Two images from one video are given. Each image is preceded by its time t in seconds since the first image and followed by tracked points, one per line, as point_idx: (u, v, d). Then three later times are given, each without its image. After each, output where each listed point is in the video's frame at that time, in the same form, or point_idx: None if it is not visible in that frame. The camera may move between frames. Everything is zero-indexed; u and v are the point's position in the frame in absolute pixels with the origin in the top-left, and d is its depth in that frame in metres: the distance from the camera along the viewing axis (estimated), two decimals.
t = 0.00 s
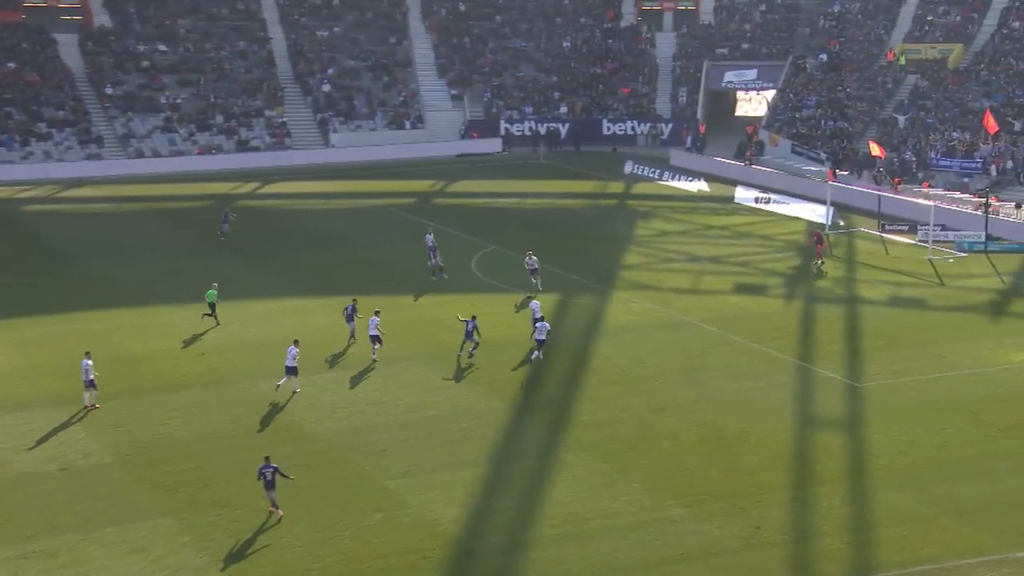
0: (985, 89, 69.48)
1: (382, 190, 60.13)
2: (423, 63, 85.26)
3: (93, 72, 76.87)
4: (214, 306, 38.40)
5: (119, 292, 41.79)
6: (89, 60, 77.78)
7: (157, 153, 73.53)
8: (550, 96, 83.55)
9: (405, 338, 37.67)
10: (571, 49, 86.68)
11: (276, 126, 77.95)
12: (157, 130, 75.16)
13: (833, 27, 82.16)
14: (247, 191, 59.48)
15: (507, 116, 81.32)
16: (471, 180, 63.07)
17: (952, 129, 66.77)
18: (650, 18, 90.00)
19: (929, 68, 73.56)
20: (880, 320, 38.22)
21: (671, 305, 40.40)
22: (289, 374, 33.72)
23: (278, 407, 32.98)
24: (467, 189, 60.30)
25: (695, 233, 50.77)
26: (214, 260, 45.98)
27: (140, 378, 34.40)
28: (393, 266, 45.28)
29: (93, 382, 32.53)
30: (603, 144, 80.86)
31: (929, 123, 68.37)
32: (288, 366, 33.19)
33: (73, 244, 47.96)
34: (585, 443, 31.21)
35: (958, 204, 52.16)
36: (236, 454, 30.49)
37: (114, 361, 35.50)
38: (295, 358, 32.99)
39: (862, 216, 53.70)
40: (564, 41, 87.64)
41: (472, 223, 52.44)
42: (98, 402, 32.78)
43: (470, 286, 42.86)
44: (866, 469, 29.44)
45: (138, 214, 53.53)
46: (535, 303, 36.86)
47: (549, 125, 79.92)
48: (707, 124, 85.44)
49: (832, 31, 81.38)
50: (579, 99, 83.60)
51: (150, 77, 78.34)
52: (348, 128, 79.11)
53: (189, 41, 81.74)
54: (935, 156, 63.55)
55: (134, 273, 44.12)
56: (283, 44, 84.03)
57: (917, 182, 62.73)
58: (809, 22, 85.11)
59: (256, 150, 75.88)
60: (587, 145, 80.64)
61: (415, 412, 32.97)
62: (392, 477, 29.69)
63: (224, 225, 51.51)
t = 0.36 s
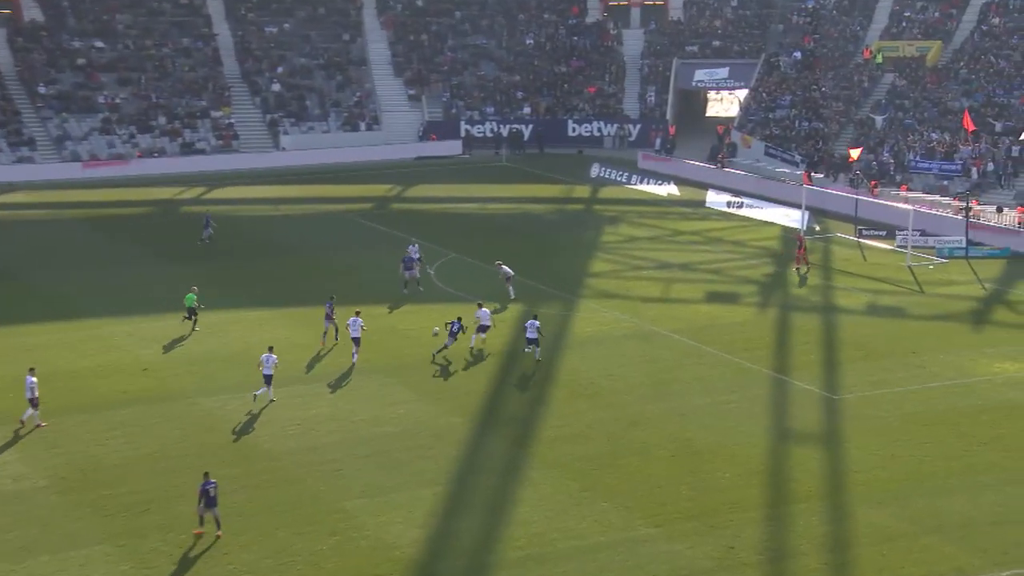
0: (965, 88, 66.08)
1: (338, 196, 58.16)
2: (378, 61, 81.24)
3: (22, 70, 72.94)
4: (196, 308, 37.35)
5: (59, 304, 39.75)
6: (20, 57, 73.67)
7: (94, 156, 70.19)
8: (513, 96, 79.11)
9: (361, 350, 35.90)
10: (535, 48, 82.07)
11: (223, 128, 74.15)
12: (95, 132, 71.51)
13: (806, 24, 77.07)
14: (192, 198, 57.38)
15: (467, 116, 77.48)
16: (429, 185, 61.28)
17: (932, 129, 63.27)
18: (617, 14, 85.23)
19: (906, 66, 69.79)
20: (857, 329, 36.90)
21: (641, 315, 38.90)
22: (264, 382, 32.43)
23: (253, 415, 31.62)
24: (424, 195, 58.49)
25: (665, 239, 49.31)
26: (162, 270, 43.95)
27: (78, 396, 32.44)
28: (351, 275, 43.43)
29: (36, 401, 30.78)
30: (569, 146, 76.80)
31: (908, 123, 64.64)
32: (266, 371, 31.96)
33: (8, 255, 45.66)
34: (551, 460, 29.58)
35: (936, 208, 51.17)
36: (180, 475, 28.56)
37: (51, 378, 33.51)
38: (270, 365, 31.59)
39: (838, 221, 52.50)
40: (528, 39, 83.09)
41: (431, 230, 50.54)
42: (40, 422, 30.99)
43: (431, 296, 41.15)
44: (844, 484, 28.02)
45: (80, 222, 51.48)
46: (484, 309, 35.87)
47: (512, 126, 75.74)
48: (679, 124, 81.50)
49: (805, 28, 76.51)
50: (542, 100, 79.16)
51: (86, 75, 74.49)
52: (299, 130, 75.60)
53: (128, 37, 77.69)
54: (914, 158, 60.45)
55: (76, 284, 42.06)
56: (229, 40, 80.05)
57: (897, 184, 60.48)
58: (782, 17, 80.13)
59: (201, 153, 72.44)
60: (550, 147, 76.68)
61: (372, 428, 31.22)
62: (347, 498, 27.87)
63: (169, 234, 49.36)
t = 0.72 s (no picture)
0: (949, 87, 64.06)
1: (293, 201, 56.44)
2: (335, 60, 78.65)
3: None
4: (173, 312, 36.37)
5: None
6: None
7: (28, 159, 66.94)
8: (477, 96, 76.93)
9: (318, 364, 34.08)
10: (499, 44, 80.30)
11: (169, 129, 70.81)
12: (30, 134, 68.05)
13: (784, 19, 75.78)
14: (135, 203, 55.45)
15: (429, 118, 75.27)
16: (388, 189, 59.62)
17: (915, 130, 61.45)
18: (588, 11, 83.34)
19: (888, 65, 67.64)
20: (838, 340, 35.49)
21: (613, 326, 37.35)
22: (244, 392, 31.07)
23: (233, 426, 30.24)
24: (384, 200, 56.89)
25: (636, 246, 47.81)
26: (110, 280, 42.00)
27: (13, 416, 30.42)
28: (309, 285, 41.65)
29: None
30: (537, 149, 74.62)
31: (890, 124, 62.55)
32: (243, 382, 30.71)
33: None
34: (518, 480, 27.81)
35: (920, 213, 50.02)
36: (121, 501, 26.54)
37: None
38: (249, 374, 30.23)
39: (818, 227, 51.18)
40: (492, 35, 81.02)
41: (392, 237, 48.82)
42: None
43: (393, 306, 39.43)
44: (826, 504, 26.41)
45: (21, 230, 49.43)
46: (454, 310, 34.27)
47: (476, 128, 73.66)
48: (651, 124, 79.58)
49: (782, 24, 75.28)
50: (508, 99, 76.96)
51: (20, 73, 70.75)
52: (249, 131, 72.40)
53: (65, 33, 74.07)
54: (896, 161, 58.75)
55: (18, 296, 40.07)
56: (175, 37, 76.77)
57: (879, 188, 58.95)
58: (759, 13, 78.43)
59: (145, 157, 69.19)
60: (517, 150, 74.62)
61: (328, 447, 29.35)
62: (301, 522, 25.92)
63: (115, 243, 47.34)
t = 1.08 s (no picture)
0: (935, 84, 61.81)
1: (246, 207, 54.28)
2: (288, 54, 73.27)
3: None
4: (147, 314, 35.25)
5: None
6: None
7: None
8: (440, 95, 71.20)
9: (273, 378, 32.30)
10: (463, 39, 74.55)
11: (111, 129, 64.89)
12: None
13: (763, 14, 72.89)
14: (72, 209, 52.99)
15: (388, 117, 69.79)
16: (347, 194, 57.51)
17: (900, 130, 59.60)
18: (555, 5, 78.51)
19: (872, 60, 66.04)
20: (821, 350, 34.11)
21: (585, 337, 35.79)
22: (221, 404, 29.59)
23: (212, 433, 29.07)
24: (337, 204, 54.94)
25: (609, 253, 46.20)
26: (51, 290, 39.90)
27: None
28: (265, 294, 39.79)
29: None
30: (503, 150, 69.88)
31: (874, 123, 61.03)
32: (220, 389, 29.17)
33: None
34: (486, 499, 26.14)
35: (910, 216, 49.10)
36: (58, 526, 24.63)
37: None
38: (226, 380, 29.12)
39: (800, 231, 49.80)
40: (456, 31, 75.56)
41: (349, 244, 46.89)
42: None
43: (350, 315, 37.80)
44: (811, 523, 24.89)
45: None
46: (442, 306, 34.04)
47: (440, 128, 68.57)
48: (623, 122, 77.27)
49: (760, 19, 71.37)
50: (473, 97, 71.34)
51: None
52: (198, 132, 66.79)
53: None
54: (882, 162, 57.37)
55: None
56: (116, 31, 70.67)
57: (863, 191, 57.33)
58: (737, 7, 75.58)
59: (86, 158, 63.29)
60: (481, 151, 69.62)
61: (284, 467, 27.59)
62: (253, 546, 24.10)
63: (56, 252, 45.05)
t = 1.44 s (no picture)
0: (941, 79, 60.32)
1: (217, 209, 52.72)
2: (258, 47, 71.64)
3: None
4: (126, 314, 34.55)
5: None
6: None
7: None
8: (420, 91, 69.62)
9: (244, 391, 30.69)
10: (445, 32, 72.71)
11: (70, 126, 62.98)
12: None
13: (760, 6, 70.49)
14: (31, 211, 51.35)
15: (366, 115, 68.32)
16: (322, 195, 55.96)
17: (904, 128, 58.16)
18: None
19: (874, 53, 63.81)
20: (821, 360, 32.69)
21: (574, 346, 34.31)
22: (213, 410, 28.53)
23: (202, 441, 27.90)
24: (314, 206, 53.50)
25: (598, 257, 44.76)
26: (14, 297, 38.30)
27: None
28: (240, 302, 38.20)
29: None
30: (488, 149, 68.09)
31: (877, 120, 59.39)
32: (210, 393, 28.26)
33: None
34: (468, 517, 24.54)
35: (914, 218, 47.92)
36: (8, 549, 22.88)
37: None
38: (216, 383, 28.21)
39: (799, 234, 48.41)
40: (437, 23, 73.58)
41: (330, 248, 45.35)
42: None
43: (325, 323, 36.27)
44: (812, 540, 23.38)
45: None
46: (462, 302, 33.62)
47: (419, 125, 67.02)
48: (615, 120, 74.76)
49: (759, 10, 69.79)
50: (454, 94, 69.69)
51: None
52: (163, 129, 65.17)
53: None
54: (884, 162, 55.92)
55: None
56: (75, 22, 68.89)
57: (866, 192, 55.98)
58: None
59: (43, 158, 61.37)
60: (465, 150, 68.02)
61: (254, 484, 25.96)
62: (218, 569, 22.41)
63: (16, 256, 43.39)
